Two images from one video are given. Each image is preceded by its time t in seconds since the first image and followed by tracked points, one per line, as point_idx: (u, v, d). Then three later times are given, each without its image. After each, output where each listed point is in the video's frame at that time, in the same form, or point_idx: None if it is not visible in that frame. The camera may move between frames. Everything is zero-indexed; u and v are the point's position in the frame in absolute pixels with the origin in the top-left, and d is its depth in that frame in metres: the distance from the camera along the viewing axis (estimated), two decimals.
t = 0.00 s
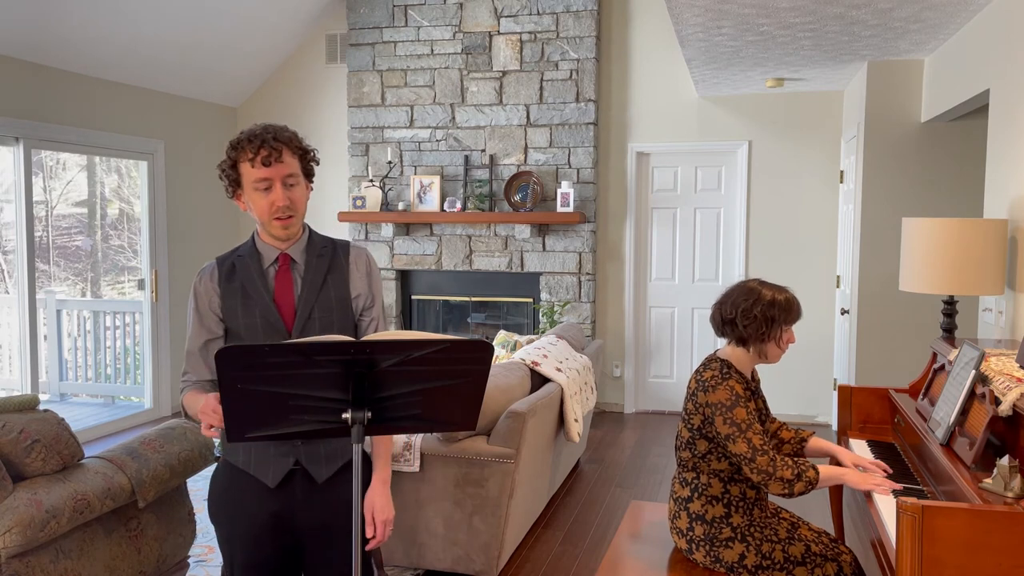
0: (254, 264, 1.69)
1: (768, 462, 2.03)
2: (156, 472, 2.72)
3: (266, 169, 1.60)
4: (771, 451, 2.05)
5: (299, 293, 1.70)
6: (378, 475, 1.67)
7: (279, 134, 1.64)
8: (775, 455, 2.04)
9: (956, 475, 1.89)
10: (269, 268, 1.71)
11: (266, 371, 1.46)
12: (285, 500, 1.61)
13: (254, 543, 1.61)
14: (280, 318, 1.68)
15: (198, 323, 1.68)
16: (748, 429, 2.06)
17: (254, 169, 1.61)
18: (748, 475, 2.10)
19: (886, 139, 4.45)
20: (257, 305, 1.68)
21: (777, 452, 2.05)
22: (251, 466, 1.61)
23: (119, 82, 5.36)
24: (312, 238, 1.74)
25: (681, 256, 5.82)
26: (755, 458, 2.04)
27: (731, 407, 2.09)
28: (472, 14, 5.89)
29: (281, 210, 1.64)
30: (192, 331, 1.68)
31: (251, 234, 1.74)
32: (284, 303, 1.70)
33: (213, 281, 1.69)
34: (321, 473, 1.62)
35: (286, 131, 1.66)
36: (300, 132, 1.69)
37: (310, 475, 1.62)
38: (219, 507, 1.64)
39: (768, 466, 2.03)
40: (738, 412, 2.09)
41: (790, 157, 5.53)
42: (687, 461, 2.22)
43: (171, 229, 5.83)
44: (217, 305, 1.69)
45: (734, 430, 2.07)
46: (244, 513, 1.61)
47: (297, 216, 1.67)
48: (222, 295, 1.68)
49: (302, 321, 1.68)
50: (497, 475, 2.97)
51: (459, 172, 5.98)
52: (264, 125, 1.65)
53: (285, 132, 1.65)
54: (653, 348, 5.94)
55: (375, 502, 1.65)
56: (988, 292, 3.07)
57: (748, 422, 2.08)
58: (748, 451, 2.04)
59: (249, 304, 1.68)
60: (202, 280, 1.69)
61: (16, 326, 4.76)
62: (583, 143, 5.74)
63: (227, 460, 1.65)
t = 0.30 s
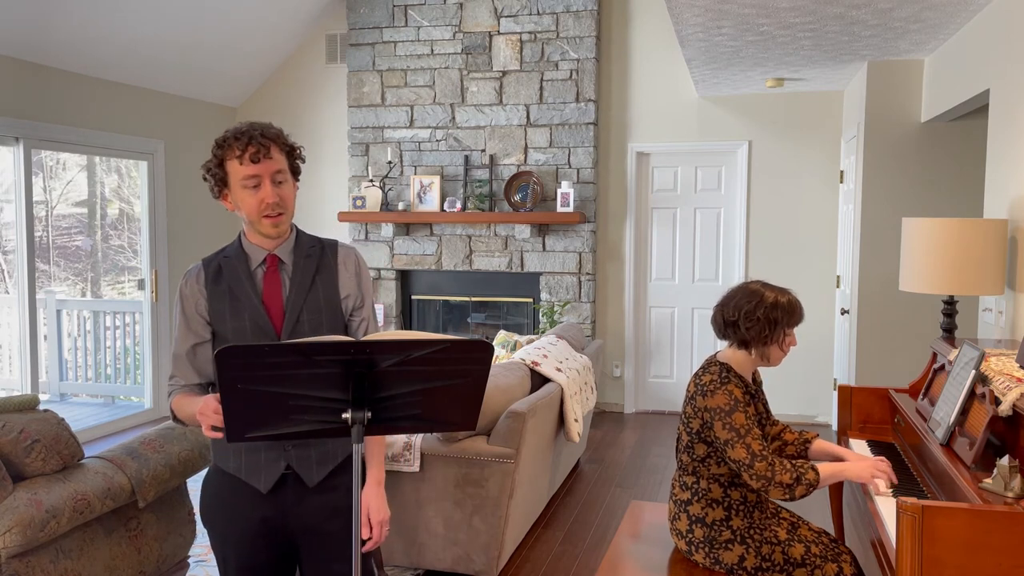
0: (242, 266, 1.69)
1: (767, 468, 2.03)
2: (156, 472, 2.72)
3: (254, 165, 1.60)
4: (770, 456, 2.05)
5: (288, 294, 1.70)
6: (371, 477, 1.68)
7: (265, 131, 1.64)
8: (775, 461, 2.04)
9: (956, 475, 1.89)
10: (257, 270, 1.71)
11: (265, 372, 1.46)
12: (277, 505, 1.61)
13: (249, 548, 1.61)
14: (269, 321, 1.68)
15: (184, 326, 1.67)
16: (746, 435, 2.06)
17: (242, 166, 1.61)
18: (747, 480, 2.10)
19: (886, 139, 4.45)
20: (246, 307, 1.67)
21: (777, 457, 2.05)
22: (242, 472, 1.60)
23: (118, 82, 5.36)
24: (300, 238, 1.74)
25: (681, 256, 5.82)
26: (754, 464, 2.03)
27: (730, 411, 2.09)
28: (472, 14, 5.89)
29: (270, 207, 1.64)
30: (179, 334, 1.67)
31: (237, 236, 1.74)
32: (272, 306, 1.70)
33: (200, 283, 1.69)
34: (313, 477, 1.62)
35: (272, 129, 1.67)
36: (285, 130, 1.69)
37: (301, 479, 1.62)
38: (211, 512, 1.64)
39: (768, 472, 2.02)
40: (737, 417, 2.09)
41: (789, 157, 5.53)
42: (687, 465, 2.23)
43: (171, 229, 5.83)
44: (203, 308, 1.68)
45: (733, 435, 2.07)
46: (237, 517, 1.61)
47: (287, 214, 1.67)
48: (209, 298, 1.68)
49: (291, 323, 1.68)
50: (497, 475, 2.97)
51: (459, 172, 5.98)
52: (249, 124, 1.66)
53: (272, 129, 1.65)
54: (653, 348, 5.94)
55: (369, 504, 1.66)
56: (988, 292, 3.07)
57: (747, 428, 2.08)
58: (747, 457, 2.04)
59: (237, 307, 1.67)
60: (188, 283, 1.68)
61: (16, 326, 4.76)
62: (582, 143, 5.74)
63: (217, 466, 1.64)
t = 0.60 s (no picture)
0: (241, 265, 1.68)
1: (761, 476, 2.03)
2: (156, 472, 2.72)
3: (256, 153, 1.63)
4: (764, 463, 2.05)
5: (287, 294, 1.70)
6: (370, 475, 1.70)
7: (264, 124, 1.68)
8: (770, 469, 2.04)
9: (956, 475, 1.89)
10: (255, 269, 1.70)
11: (265, 372, 1.46)
12: (278, 505, 1.62)
13: (249, 549, 1.61)
14: (269, 321, 1.68)
15: (180, 326, 1.65)
16: (741, 441, 2.07)
17: (243, 156, 1.63)
18: (742, 486, 2.10)
19: (886, 139, 4.45)
20: (245, 308, 1.67)
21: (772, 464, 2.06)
22: (243, 473, 1.59)
23: (118, 82, 5.36)
24: (297, 236, 1.74)
25: (681, 256, 5.82)
26: (749, 471, 2.04)
27: (725, 417, 2.10)
28: (472, 14, 5.89)
29: (273, 196, 1.65)
30: (176, 334, 1.65)
31: (233, 234, 1.73)
32: (272, 305, 1.69)
33: (197, 282, 1.67)
34: (312, 476, 1.62)
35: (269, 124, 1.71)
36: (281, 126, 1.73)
37: (301, 478, 1.62)
38: (210, 512, 1.64)
39: (762, 481, 2.03)
40: (732, 424, 2.09)
41: (789, 157, 5.53)
42: (686, 468, 2.23)
43: (171, 229, 5.83)
44: (200, 308, 1.67)
45: (727, 442, 2.08)
46: (236, 518, 1.61)
47: (289, 205, 1.68)
48: (206, 297, 1.66)
49: (291, 323, 1.67)
50: (497, 475, 2.97)
51: (459, 172, 5.98)
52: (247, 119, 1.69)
53: (270, 123, 1.69)
54: (653, 348, 5.94)
55: (369, 501, 1.68)
56: (988, 292, 3.07)
57: (741, 434, 2.08)
58: (741, 464, 2.05)
59: (236, 307, 1.67)
60: (184, 281, 1.66)
61: (16, 326, 4.76)
62: (583, 143, 5.74)
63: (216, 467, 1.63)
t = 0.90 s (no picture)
0: (248, 257, 1.68)
1: (763, 475, 2.03)
2: (156, 472, 2.72)
3: (268, 147, 1.64)
4: (765, 463, 2.05)
5: (295, 288, 1.70)
6: (376, 466, 1.69)
7: (276, 119, 1.69)
8: (771, 467, 2.04)
9: (956, 475, 1.89)
10: (262, 262, 1.70)
11: (265, 372, 1.46)
12: (285, 499, 1.62)
13: (254, 546, 1.60)
14: (276, 316, 1.67)
15: (184, 319, 1.65)
16: (741, 442, 2.07)
17: (256, 148, 1.64)
18: (743, 486, 2.10)
19: (886, 139, 4.45)
20: (252, 301, 1.66)
21: (772, 464, 2.06)
22: (251, 466, 1.59)
23: (118, 82, 5.36)
24: (304, 231, 1.74)
25: (681, 256, 5.82)
26: (750, 470, 2.04)
27: (724, 418, 2.10)
28: (472, 14, 5.89)
29: (284, 190, 1.65)
30: (179, 325, 1.65)
31: (240, 227, 1.73)
32: (280, 299, 1.69)
33: (203, 273, 1.67)
34: (317, 468, 1.63)
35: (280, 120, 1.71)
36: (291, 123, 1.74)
37: (306, 472, 1.63)
38: (216, 508, 1.62)
39: (764, 479, 2.03)
40: (731, 425, 2.09)
41: (789, 157, 5.53)
42: (686, 468, 2.23)
43: (171, 229, 5.83)
44: (206, 300, 1.67)
45: (727, 443, 2.08)
46: (243, 514, 1.60)
47: (299, 200, 1.68)
48: (213, 289, 1.66)
49: (299, 319, 1.67)
50: (497, 475, 2.97)
51: (459, 172, 5.98)
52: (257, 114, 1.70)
53: (281, 118, 1.70)
54: (653, 348, 5.94)
55: (374, 494, 1.67)
56: (988, 292, 3.07)
57: (741, 435, 2.08)
58: (742, 463, 2.05)
59: (243, 300, 1.66)
60: (190, 272, 1.66)
61: (16, 326, 4.76)
62: (583, 143, 5.73)
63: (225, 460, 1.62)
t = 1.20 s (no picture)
0: (262, 262, 1.68)
1: (762, 479, 2.05)
2: (156, 472, 2.72)
3: (290, 157, 1.62)
4: (765, 467, 2.07)
5: (309, 293, 1.70)
6: (387, 468, 1.68)
7: (297, 125, 1.66)
8: (770, 472, 2.06)
9: (956, 475, 1.89)
10: (276, 268, 1.70)
11: (265, 372, 1.46)
12: (292, 497, 1.61)
13: (260, 542, 1.61)
14: (290, 322, 1.67)
15: (198, 323, 1.66)
16: (741, 445, 2.08)
17: (278, 158, 1.61)
18: (741, 489, 2.12)
19: (886, 139, 4.45)
20: (266, 307, 1.66)
21: (772, 468, 2.08)
22: (259, 465, 1.59)
23: (118, 82, 5.36)
24: (318, 236, 1.74)
25: (681, 256, 5.82)
26: (750, 474, 2.06)
27: (725, 421, 2.10)
28: (472, 14, 5.89)
29: (304, 200, 1.64)
30: (193, 329, 1.66)
31: (253, 230, 1.73)
32: (293, 305, 1.69)
33: (216, 278, 1.67)
34: (327, 469, 1.62)
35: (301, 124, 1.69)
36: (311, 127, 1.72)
37: (315, 472, 1.63)
38: (223, 507, 1.63)
39: (763, 483, 2.05)
40: (732, 428, 2.09)
41: (789, 157, 5.53)
42: (686, 468, 2.23)
43: (171, 229, 5.83)
44: (219, 305, 1.67)
45: (728, 445, 2.08)
46: (250, 511, 1.60)
47: (318, 209, 1.67)
48: (226, 294, 1.67)
49: (312, 325, 1.67)
50: (497, 475, 2.97)
51: (459, 172, 5.98)
52: (278, 118, 1.67)
53: (303, 124, 1.68)
54: (653, 348, 5.94)
55: (385, 494, 1.67)
56: (988, 292, 3.07)
57: (742, 438, 2.09)
58: (742, 467, 2.06)
59: (256, 305, 1.66)
60: (203, 276, 1.66)
61: (16, 326, 4.76)
62: (583, 143, 5.74)
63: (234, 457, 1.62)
